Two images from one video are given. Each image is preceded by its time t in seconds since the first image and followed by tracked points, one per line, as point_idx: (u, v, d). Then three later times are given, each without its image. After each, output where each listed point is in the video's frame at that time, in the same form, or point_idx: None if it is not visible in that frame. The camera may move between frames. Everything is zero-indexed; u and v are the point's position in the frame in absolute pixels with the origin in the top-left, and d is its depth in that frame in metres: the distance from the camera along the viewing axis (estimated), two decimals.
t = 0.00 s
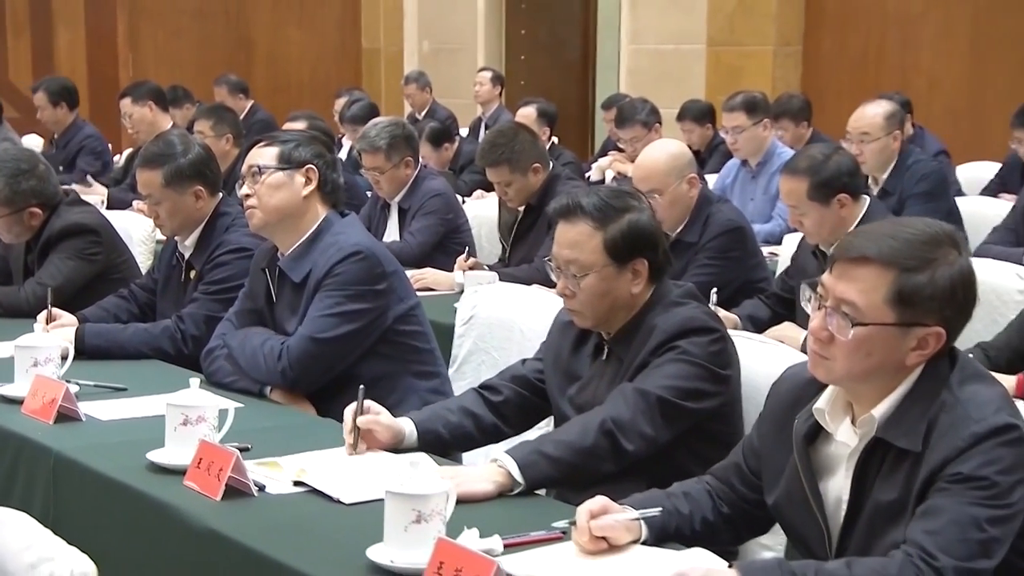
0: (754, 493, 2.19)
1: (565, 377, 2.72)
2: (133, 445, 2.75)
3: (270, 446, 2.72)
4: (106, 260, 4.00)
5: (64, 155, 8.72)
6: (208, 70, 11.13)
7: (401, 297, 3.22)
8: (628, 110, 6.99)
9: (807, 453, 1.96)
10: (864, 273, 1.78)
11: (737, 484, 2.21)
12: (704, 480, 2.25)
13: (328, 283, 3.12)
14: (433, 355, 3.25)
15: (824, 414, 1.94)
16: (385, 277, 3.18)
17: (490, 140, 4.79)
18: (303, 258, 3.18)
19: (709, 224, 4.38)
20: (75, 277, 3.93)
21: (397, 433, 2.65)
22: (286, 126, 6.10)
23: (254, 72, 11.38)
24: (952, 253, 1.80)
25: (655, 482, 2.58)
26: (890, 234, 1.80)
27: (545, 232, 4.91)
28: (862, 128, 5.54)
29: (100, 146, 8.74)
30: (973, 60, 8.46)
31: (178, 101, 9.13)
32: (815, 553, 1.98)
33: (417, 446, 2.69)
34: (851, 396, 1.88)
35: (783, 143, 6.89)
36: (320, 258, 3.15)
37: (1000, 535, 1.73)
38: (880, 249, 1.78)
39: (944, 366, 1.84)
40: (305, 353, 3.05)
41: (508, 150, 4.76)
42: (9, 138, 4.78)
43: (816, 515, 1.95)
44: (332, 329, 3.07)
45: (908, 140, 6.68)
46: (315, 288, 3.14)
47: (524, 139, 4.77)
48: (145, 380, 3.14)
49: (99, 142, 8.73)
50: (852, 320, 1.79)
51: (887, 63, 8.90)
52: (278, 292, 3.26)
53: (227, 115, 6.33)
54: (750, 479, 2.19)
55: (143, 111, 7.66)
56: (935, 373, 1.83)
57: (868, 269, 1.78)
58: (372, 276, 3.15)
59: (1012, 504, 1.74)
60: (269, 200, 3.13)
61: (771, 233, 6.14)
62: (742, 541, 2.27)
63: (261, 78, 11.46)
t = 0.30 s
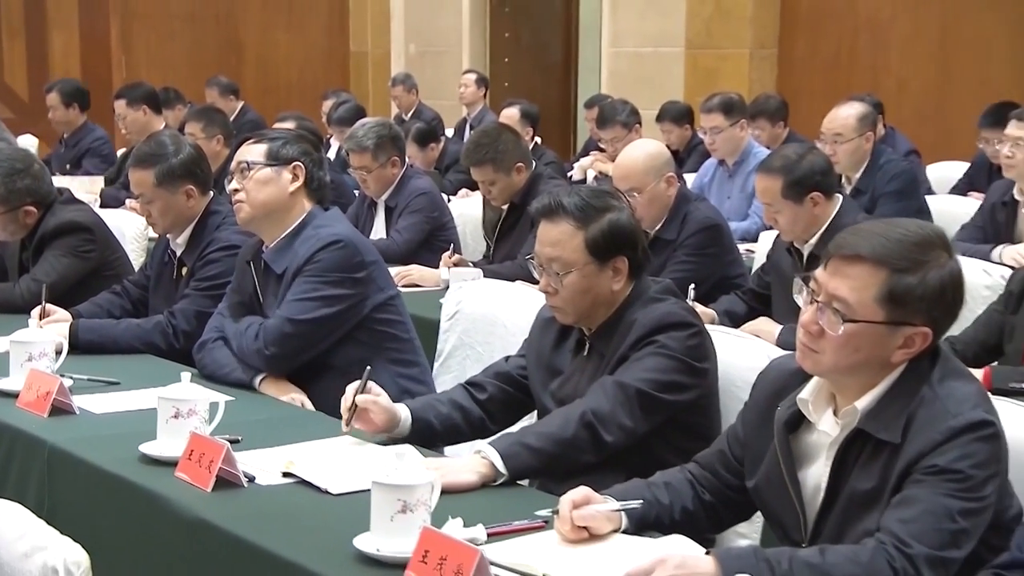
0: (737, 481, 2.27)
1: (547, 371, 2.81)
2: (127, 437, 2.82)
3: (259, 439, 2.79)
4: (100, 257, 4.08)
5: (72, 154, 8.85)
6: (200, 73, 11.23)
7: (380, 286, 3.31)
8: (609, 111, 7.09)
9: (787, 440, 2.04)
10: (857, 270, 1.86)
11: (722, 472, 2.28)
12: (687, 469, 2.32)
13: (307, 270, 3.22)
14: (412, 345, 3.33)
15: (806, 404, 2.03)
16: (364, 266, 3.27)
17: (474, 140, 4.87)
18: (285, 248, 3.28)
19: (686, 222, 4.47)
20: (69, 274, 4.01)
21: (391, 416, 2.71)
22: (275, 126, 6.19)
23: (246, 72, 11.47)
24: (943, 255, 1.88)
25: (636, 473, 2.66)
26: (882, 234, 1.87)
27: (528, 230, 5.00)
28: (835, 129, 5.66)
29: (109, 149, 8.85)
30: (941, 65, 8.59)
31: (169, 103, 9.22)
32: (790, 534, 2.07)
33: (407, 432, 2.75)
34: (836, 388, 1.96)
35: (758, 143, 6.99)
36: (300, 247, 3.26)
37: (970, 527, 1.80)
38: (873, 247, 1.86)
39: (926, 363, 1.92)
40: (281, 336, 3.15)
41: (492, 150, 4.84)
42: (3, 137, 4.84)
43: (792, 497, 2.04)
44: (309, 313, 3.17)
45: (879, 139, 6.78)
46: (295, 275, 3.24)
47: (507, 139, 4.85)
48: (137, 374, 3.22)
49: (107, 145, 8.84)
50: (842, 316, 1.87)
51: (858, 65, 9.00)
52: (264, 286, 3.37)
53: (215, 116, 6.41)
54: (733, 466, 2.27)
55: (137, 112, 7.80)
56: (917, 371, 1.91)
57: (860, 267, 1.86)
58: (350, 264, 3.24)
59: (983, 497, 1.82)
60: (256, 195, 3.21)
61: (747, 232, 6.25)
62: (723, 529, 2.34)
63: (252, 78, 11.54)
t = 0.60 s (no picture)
0: (720, 471, 2.35)
1: (532, 364, 2.89)
2: (121, 429, 2.90)
3: (250, 431, 2.87)
4: (94, 255, 4.15)
5: (77, 155, 8.89)
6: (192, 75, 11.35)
7: (364, 280, 3.39)
8: (592, 111, 7.18)
9: (770, 431, 2.10)
10: (837, 266, 1.94)
11: (705, 462, 2.36)
12: (670, 459, 2.40)
13: (292, 261, 3.30)
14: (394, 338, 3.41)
15: (790, 398, 2.09)
16: (348, 258, 3.36)
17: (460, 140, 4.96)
18: (272, 241, 3.37)
19: (665, 220, 4.56)
20: (64, 272, 4.08)
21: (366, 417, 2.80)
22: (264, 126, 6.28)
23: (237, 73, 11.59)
24: (920, 252, 1.96)
25: (616, 462, 2.76)
26: (862, 232, 1.95)
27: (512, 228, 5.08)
28: (808, 132, 5.80)
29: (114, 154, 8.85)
30: (913, 65, 8.80)
31: (162, 104, 9.34)
32: (772, 523, 2.12)
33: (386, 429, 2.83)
34: (819, 382, 2.02)
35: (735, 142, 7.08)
36: (286, 239, 3.34)
37: (944, 516, 1.87)
38: (852, 245, 1.93)
39: (906, 357, 1.99)
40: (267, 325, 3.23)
41: (477, 150, 4.92)
42: None
43: (775, 487, 2.09)
44: (294, 303, 3.25)
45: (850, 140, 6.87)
46: (280, 267, 3.33)
47: (492, 140, 4.93)
48: (130, 369, 3.29)
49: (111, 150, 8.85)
50: (823, 311, 1.94)
51: (832, 68, 9.21)
52: (252, 282, 3.45)
53: (205, 119, 6.52)
54: (716, 456, 2.35)
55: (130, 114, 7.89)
56: (897, 365, 1.98)
57: (840, 264, 1.94)
58: (334, 256, 3.33)
59: (959, 488, 1.89)
60: (244, 190, 3.29)
61: (724, 229, 6.35)
62: (704, 518, 2.42)
63: (243, 79, 11.66)
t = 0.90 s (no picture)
0: (695, 465, 2.43)
1: (516, 359, 2.98)
2: (115, 423, 2.97)
3: (241, 425, 2.94)
4: (88, 253, 4.23)
5: (81, 156, 8.92)
6: (184, 78, 11.44)
7: (354, 284, 3.48)
8: (575, 112, 7.27)
9: (740, 427, 2.18)
10: (797, 274, 2.00)
11: (680, 457, 2.44)
12: (648, 452, 2.49)
13: (283, 269, 3.38)
14: (384, 339, 3.50)
15: (760, 397, 2.17)
16: (336, 264, 3.43)
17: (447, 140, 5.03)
18: (263, 247, 3.44)
19: (645, 218, 4.64)
20: (58, 269, 4.16)
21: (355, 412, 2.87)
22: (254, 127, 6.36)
23: (228, 76, 11.68)
24: (878, 255, 2.04)
25: (598, 455, 2.83)
26: (820, 237, 2.02)
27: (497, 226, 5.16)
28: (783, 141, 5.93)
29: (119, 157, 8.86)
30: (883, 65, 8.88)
31: (155, 106, 9.42)
32: (747, 515, 2.20)
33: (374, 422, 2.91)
34: (788, 383, 2.10)
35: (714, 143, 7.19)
36: (276, 246, 3.42)
37: (912, 506, 1.96)
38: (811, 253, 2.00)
39: (872, 355, 2.07)
40: (260, 333, 3.30)
41: (463, 151, 5.00)
42: None
43: (747, 480, 2.17)
44: (285, 310, 3.33)
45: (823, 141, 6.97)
46: (272, 273, 3.40)
47: (477, 141, 5.01)
48: (123, 364, 3.37)
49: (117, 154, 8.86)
50: (787, 317, 2.01)
51: (807, 69, 9.32)
52: (244, 285, 3.52)
53: (197, 122, 6.60)
54: (690, 451, 2.43)
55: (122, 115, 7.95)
56: (864, 362, 2.06)
57: (800, 271, 2.00)
58: (323, 263, 3.40)
59: (926, 479, 1.97)
60: (234, 194, 3.36)
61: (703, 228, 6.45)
62: (681, 509, 2.50)
63: (234, 81, 11.75)
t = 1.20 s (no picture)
0: (670, 459, 2.52)
1: (501, 354, 3.06)
2: (109, 417, 3.04)
3: (231, 418, 3.02)
4: (81, 251, 4.30)
5: (77, 158, 8.96)
6: (175, 80, 11.49)
7: (339, 289, 3.55)
8: (558, 114, 7.37)
9: (712, 421, 2.26)
10: (762, 270, 2.09)
11: (656, 451, 2.53)
12: (627, 447, 2.57)
13: (266, 276, 3.44)
14: (372, 340, 3.59)
15: (731, 391, 2.23)
16: (321, 270, 3.50)
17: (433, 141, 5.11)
18: (249, 252, 3.51)
19: (627, 217, 4.73)
20: (53, 267, 4.23)
21: (341, 406, 2.95)
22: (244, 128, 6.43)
23: (219, 77, 11.75)
24: (839, 249, 2.13)
25: (579, 448, 2.91)
26: (784, 235, 2.10)
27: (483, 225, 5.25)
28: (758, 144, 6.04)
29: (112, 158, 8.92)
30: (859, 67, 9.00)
31: (148, 107, 9.47)
32: (721, 506, 2.28)
33: (362, 417, 2.99)
34: (757, 377, 2.16)
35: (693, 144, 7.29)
36: (262, 253, 3.48)
37: (881, 493, 2.05)
38: (774, 249, 2.09)
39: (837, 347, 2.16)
40: (240, 339, 3.37)
41: (449, 151, 5.08)
42: None
43: (720, 472, 2.25)
44: (268, 317, 3.40)
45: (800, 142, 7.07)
46: (257, 279, 3.47)
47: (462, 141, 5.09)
48: (115, 360, 3.44)
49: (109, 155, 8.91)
50: (753, 313, 2.09)
51: (786, 70, 9.43)
52: (231, 285, 3.59)
53: (190, 123, 6.67)
54: (666, 444, 2.52)
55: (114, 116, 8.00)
56: (831, 355, 2.14)
57: (765, 267, 2.09)
58: (307, 270, 3.46)
59: (892, 467, 2.06)
60: (220, 198, 3.43)
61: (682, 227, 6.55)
62: (657, 500, 2.59)
63: (226, 83, 11.82)
